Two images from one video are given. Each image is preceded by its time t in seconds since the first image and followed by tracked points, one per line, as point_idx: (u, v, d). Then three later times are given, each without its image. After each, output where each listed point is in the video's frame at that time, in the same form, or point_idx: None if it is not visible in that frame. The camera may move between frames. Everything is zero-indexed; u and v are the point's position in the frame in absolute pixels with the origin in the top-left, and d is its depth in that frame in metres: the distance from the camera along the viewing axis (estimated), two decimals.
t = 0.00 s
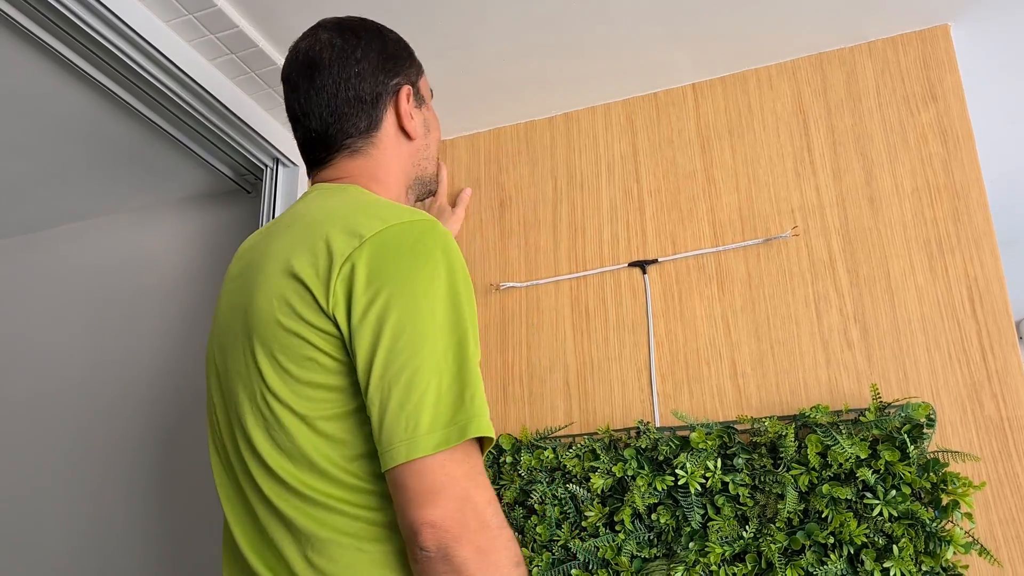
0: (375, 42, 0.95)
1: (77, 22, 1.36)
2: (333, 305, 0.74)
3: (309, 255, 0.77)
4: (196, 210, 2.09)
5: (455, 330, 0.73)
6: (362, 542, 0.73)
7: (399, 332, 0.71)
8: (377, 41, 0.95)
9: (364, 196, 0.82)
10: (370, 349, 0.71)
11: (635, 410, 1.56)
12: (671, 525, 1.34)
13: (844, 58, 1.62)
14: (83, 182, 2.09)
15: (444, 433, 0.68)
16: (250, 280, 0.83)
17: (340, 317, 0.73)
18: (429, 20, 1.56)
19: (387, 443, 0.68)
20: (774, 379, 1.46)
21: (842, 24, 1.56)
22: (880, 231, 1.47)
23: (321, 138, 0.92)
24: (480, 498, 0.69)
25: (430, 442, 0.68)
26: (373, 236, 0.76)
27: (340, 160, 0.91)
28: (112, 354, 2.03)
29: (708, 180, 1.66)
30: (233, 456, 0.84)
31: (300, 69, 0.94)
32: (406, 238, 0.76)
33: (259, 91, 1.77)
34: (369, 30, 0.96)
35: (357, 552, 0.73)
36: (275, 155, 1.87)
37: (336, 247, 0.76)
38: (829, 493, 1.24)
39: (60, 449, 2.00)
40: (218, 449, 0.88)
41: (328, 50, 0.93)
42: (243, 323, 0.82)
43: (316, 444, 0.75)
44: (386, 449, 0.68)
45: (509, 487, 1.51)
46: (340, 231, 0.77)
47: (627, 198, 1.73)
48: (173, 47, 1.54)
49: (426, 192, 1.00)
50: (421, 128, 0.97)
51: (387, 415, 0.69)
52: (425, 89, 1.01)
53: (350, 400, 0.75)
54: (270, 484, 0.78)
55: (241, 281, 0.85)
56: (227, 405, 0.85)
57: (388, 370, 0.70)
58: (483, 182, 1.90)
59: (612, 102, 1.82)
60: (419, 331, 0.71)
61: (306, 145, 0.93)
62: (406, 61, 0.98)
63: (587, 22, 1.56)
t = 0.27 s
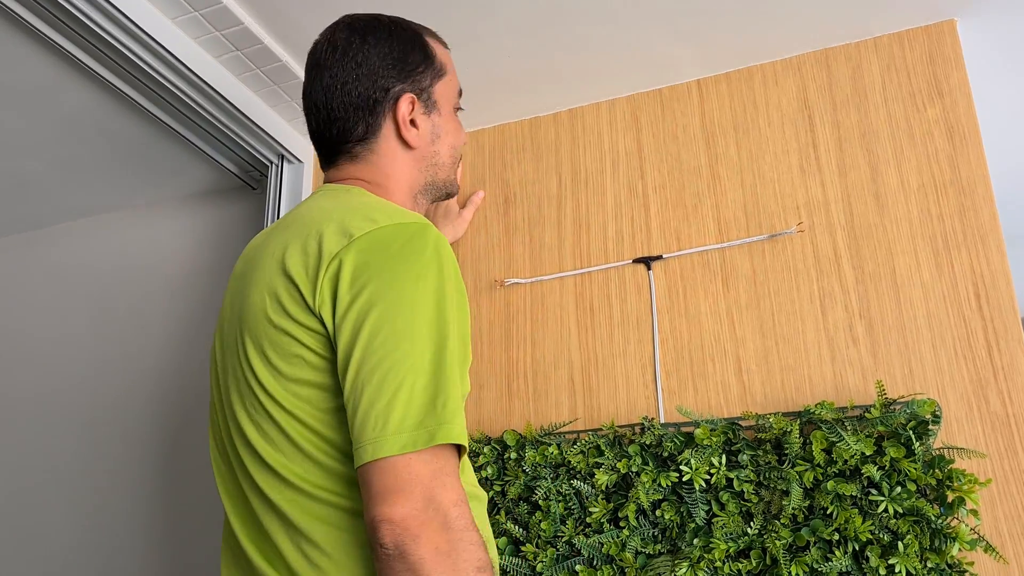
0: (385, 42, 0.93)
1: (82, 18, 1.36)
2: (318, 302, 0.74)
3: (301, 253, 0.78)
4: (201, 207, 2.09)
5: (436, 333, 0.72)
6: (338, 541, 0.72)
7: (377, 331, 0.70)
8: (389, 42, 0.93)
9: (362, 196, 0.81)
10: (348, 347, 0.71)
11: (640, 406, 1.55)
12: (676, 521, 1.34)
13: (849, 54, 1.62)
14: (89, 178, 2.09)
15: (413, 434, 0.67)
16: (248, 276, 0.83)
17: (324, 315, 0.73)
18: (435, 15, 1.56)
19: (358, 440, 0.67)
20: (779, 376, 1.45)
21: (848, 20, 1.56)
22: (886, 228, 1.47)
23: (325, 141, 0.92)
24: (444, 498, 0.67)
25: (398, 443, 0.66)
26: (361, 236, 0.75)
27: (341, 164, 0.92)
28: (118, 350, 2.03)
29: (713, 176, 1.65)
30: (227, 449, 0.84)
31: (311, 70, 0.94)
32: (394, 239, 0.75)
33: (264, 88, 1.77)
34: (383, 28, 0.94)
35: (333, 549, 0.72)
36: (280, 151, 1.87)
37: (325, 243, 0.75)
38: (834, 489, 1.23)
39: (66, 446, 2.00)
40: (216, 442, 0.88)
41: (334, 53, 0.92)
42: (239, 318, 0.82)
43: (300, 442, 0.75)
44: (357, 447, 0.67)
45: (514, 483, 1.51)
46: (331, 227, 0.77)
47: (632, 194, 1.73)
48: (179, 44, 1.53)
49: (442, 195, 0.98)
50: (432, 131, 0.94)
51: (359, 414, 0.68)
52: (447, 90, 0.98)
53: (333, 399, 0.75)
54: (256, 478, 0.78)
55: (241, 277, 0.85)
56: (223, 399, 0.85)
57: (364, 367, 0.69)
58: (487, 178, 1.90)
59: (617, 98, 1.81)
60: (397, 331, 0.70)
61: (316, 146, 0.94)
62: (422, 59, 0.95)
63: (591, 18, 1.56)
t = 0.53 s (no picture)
0: (385, 41, 0.93)
1: (88, 21, 1.37)
2: (313, 301, 0.74)
3: (299, 254, 0.78)
4: (205, 207, 2.10)
5: (430, 333, 0.72)
6: (332, 539, 0.73)
7: (371, 330, 0.70)
8: (388, 42, 0.93)
9: (361, 197, 0.82)
10: (341, 345, 0.71)
11: (643, 406, 1.56)
12: (678, 520, 1.35)
13: (851, 54, 1.62)
14: (93, 179, 2.10)
15: (405, 434, 0.67)
16: (249, 277, 0.84)
17: (319, 315, 0.74)
18: (437, 17, 1.56)
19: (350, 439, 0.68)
20: (781, 376, 1.46)
21: (849, 21, 1.56)
22: (888, 228, 1.47)
23: (329, 143, 0.94)
24: (438, 499, 0.67)
25: (391, 443, 0.66)
26: (356, 235, 0.76)
27: (343, 166, 0.93)
28: (121, 350, 2.04)
29: (715, 177, 1.66)
30: (227, 448, 0.85)
31: (317, 71, 0.96)
32: (389, 239, 0.76)
33: (269, 90, 1.78)
34: (384, 28, 0.94)
35: (326, 547, 0.72)
36: (284, 152, 1.88)
37: (322, 242, 0.76)
38: (835, 489, 1.24)
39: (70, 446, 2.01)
40: (217, 443, 0.89)
41: (335, 53, 0.93)
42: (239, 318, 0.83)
43: (296, 440, 0.76)
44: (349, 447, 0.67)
45: (517, 482, 1.52)
46: (328, 227, 0.78)
47: (635, 194, 1.74)
48: (183, 46, 1.54)
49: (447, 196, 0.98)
50: (432, 132, 0.94)
51: (352, 413, 0.68)
52: (450, 92, 0.97)
53: (328, 398, 0.75)
54: (253, 477, 0.78)
55: (242, 278, 0.86)
56: (223, 399, 0.86)
57: (357, 366, 0.69)
58: (490, 179, 1.90)
59: (620, 99, 1.82)
60: (391, 330, 0.70)
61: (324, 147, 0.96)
62: (423, 58, 0.95)
63: (594, 19, 1.56)
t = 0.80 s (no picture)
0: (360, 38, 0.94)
1: (89, 19, 1.37)
2: (309, 292, 0.75)
3: (295, 246, 0.79)
4: (206, 205, 2.10)
5: (426, 319, 0.72)
6: (333, 532, 0.73)
7: (368, 318, 0.70)
8: (362, 38, 0.94)
9: (355, 188, 0.82)
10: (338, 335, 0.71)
11: (644, 405, 1.56)
12: (679, 519, 1.35)
13: (853, 53, 1.62)
14: (96, 177, 2.10)
15: (406, 421, 0.67)
16: (246, 273, 0.84)
17: (315, 305, 0.74)
18: (438, 15, 1.56)
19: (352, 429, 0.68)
20: (782, 374, 1.46)
21: (851, 20, 1.56)
22: (889, 227, 1.47)
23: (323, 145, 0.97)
24: (442, 486, 0.67)
25: (393, 430, 0.66)
26: (350, 225, 0.76)
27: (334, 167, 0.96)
28: (123, 348, 2.04)
29: (717, 175, 1.66)
30: (227, 447, 0.85)
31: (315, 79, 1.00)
32: (383, 227, 0.76)
33: (270, 88, 1.78)
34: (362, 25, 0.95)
35: (328, 541, 0.72)
36: (286, 150, 1.88)
37: (316, 233, 0.77)
38: (836, 488, 1.24)
39: (72, 444, 2.02)
40: (218, 442, 0.89)
41: (318, 56, 0.97)
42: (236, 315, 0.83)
43: (295, 433, 0.76)
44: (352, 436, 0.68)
45: (518, 480, 1.52)
46: (322, 218, 0.78)
47: (636, 193, 1.74)
48: (185, 45, 1.54)
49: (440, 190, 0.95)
50: (411, 126, 0.93)
51: (352, 402, 0.68)
52: (430, 85, 0.95)
53: (327, 390, 0.75)
54: (254, 473, 0.79)
55: (238, 275, 0.87)
56: (223, 396, 0.87)
57: (355, 354, 0.70)
58: (492, 178, 1.90)
59: (622, 97, 1.82)
60: (388, 317, 0.70)
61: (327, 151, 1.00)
62: (400, 51, 0.94)
63: (595, 18, 1.56)
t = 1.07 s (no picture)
0: (337, 45, 1.03)
1: (90, 18, 1.37)
2: (296, 287, 0.75)
3: (281, 241, 0.80)
4: (208, 204, 2.11)
5: (413, 301, 0.72)
6: (326, 530, 0.73)
7: (354, 303, 0.71)
8: (337, 45, 1.03)
9: (341, 182, 0.83)
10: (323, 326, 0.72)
11: (645, 404, 1.56)
12: (679, 518, 1.35)
13: (854, 53, 1.62)
14: (98, 175, 2.11)
15: (395, 403, 0.67)
16: (238, 274, 0.86)
17: (302, 297, 0.75)
18: (440, 14, 1.57)
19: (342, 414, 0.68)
20: (783, 374, 1.46)
21: (852, 19, 1.56)
22: (890, 227, 1.47)
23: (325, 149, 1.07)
24: (436, 468, 0.67)
25: (382, 411, 0.67)
26: (333, 217, 0.77)
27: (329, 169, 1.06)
28: (125, 347, 2.05)
29: (717, 175, 1.66)
30: (226, 453, 0.86)
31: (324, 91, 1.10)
32: (367, 216, 0.76)
33: (272, 87, 1.78)
34: (341, 33, 1.04)
35: (321, 539, 0.73)
36: (288, 149, 1.88)
37: (301, 226, 0.78)
38: (836, 487, 1.24)
39: (73, 442, 2.02)
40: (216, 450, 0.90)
41: (313, 68, 1.07)
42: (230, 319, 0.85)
43: (289, 432, 0.76)
44: (343, 421, 0.68)
45: (519, 479, 1.52)
46: (308, 212, 0.79)
47: (637, 192, 1.74)
48: (186, 44, 1.55)
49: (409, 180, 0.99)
50: (369, 118, 0.99)
51: (342, 388, 0.69)
52: (386, 76, 0.99)
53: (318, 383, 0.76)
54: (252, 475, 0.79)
55: (230, 280, 0.88)
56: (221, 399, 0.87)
57: (342, 339, 0.70)
58: (494, 177, 1.91)
59: (623, 97, 1.82)
60: (374, 301, 0.71)
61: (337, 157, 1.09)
62: (366, 50, 1.01)
63: (596, 17, 1.56)
